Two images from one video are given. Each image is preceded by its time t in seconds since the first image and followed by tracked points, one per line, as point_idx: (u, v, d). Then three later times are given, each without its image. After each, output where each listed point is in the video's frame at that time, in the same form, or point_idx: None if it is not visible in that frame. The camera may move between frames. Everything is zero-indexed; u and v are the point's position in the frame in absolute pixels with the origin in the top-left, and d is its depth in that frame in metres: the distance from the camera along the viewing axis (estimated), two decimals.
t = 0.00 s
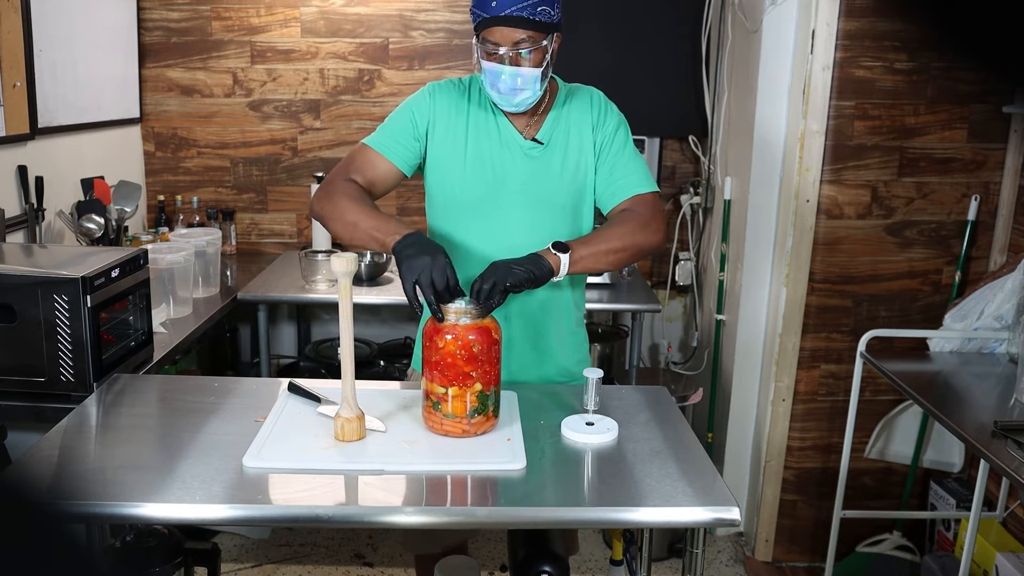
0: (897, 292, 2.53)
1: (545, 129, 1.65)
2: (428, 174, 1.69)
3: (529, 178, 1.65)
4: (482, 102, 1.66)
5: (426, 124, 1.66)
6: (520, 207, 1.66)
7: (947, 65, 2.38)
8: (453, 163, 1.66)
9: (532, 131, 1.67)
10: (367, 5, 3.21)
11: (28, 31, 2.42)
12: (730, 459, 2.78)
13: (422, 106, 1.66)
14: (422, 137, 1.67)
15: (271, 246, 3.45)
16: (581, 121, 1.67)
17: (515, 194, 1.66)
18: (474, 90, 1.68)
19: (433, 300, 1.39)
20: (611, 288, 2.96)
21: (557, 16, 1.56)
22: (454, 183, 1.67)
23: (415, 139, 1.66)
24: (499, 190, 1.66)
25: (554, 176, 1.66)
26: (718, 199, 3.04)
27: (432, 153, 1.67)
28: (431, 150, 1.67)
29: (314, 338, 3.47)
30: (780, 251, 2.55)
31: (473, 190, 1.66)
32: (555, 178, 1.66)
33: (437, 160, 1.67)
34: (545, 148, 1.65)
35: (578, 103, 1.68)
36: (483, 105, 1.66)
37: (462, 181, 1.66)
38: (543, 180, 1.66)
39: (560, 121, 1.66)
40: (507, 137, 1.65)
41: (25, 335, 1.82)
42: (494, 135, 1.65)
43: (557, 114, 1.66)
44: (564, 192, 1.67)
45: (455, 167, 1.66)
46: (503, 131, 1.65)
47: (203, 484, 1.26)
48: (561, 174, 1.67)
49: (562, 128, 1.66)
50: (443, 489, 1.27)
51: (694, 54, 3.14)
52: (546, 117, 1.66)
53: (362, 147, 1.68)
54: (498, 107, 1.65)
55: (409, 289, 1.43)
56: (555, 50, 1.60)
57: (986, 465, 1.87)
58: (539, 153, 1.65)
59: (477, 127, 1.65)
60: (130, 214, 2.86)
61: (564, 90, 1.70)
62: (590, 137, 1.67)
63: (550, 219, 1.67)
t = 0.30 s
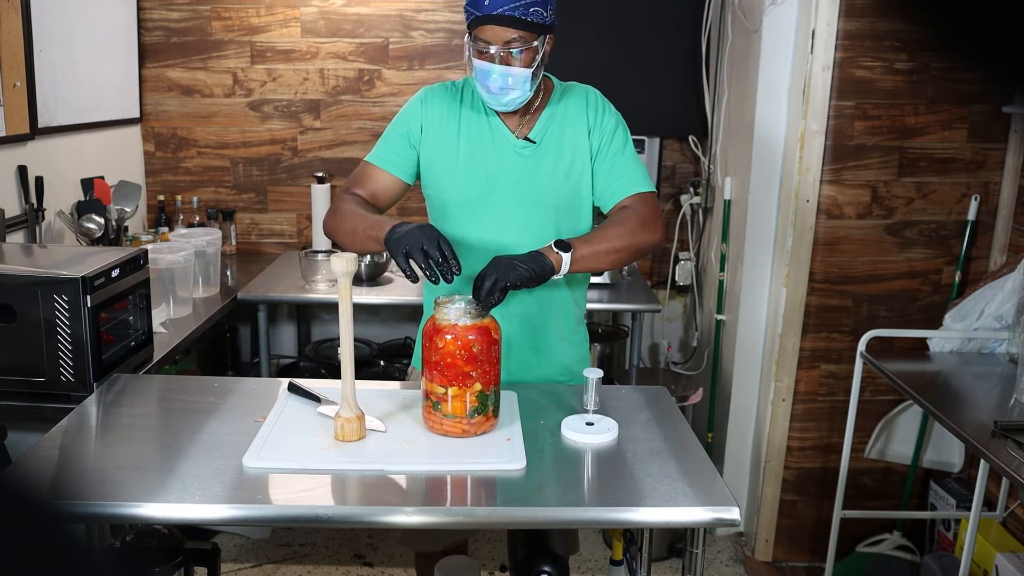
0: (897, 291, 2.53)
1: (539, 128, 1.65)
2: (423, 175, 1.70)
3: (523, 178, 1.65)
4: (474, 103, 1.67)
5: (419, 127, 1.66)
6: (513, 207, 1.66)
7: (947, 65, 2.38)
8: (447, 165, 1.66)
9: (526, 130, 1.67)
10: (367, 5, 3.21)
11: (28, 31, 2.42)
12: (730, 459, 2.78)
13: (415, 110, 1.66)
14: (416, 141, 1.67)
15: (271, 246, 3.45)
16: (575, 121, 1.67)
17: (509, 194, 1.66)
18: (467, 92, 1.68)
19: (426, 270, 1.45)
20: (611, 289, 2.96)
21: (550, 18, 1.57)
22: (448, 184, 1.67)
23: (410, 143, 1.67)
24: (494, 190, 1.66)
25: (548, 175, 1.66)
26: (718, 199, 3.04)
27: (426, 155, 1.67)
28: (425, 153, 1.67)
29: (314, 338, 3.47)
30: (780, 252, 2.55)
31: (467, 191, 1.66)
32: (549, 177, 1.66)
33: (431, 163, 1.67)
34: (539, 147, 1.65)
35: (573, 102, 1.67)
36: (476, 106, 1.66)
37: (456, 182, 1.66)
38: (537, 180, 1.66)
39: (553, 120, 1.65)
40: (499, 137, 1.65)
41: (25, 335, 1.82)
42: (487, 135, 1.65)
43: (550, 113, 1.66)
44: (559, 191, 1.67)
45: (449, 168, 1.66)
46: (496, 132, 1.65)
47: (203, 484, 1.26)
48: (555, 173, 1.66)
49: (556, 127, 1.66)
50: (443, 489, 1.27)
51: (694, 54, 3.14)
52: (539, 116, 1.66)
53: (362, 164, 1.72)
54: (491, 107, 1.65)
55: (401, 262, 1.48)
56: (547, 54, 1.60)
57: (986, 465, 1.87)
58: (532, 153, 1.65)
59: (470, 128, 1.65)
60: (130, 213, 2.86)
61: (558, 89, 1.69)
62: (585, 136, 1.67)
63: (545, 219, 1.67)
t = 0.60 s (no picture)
0: (897, 291, 2.53)
1: (539, 129, 1.64)
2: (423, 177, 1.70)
3: (523, 178, 1.65)
4: (475, 105, 1.66)
5: (420, 129, 1.66)
6: (514, 208, 1.66)
7: (947, 65, 2.38)
8: (448, 166, 1.66)
9: (526, 130, 1.66)
10: (367, 5, 3.21)
11: (28, 31, 2.42)
12: (730, 459, 2.78)
13: (416, 112, 1.66)
14: (417, 143, 1.67)
15: (271, 246, 3.45)
16: (575, 121, 1.67)
17: (509, 195, 1.66)
18: (468, 93, 1.68)
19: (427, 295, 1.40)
20: (611, 289, 2.96)
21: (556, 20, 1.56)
22: (448, 185, 1.67)
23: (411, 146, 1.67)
24: (494, 191, 1.66)
25: (548, 176, 1.66)
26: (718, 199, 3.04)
27: (427, 157, 1.67)
28: (425, 154, 1.67)
29: (314, 339, 3.47)
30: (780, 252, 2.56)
31: (468, 191, 1.67)
32: (549, 177, 1.66)
33: (432, 164, 1.67)
34: (539, 147, 1.65)
35: (573, 102, 1.67)
36: (477, 107, 1.66)
37: (457, 183, 1.66)
38: (537, 180, 1.66)
39: (554, 120, 1.65)
40: (500, 138, 1.65)
41: (25, 335, 1.82)
42: (488, 136, 1.65)
43: (551, 113, 1.66)
44: (559, 191, 1.67)
45: (450, 169, 1.66)
46: (496, 133, 1.65)
47: (203, 484, 1.26)
48: (556, 173, 1.66)
49: (557, 128, 1.66)
50: (443, 489, 1.27)
51: (694, 55, 3.14)
52: (540, 117, 1.66)
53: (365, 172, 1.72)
54: (491, 108, 1.65)
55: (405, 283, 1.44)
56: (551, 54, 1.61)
57: (986, 465, 1.87)
58: (533, 153, 1.64)
59: (470, 129, 1.65)
60: (130, 214, 2.86)
61: (559, 89, 1.69)
62: (585, 136, 1.67)
63: (545, 219, 1.67)
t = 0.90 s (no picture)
0: (897, 291, 2.53)
1: (544, 129, 1.65)
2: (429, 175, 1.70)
3: (527, 178, 1.65)
4: (482, 104, 1.67)
5: (427, 127, 1.67)
6: (517, 207, 1.66)
7: (947, 65, 2.38)
8: (453, 164, 1.66)
9: (531, 131, 1.66)
10: (367, 5, 3.21)
11: (28, 31, 2.42)
12: (729, 459, 2.78)
13: (424, 110, 1.67)
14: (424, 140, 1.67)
15: (271, 246, 3.45)
16: (581, 121, 1.67)
17: (513, 194, 1.66)
18: (475, 93, 1.69)
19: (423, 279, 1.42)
20: (611, 289, 2.96)
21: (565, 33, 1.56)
22: (453, 183, 1.67)
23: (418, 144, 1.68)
24: (498, 190, 1.66)
25: (552, 175, 1.66)
26: (718, 199, 3.04)
27: (433, 155, 1.67)
28: (432, 152, 1.67)
29: (314, 339, 3.48)
30: (780, 252, 2.56)
31: (472, 190, 1.67)
32: (553, 177, 1.66)
33: (438, 162, 1.67)
34: (544, 148, 1.65)
35: (579, 103, 1.68)
36: (483, 106, 1.67)
37: (462, 181, 1.67)
38: (541, 180, 1.66)
39: (559, 120, 1.66)
40: (505, 137, 1.65)
41: (25, 335, 1.82)
42: (493, 135, 1.65)
43: (557, 114, 1.66)
44: (562, 191, 1.67)
45: (454, 168, 1.66)
46: (501, 132, 1.65)
47: (203, 484, 1.26)
48: (560, 174, 1.66)
49: (562, 129, 1.66)
50: (443, 489, 1.27)
51: (694, 55, 3.14)
52: (546, 117, 1.66)
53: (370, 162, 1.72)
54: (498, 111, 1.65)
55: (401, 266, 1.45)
56: (558, 67, 1.61)
57: (986, 465, 1.87)
58: (537, 153, 1.65)
59: (475, 128, 1.66)
60: (130, 214, 2.86)
61: (565, 90, 1.69)
62: (590, 137, 1.67)
63: (548, 219, 1.67)
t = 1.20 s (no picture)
0: (897, 291, 2.53)
1: (550, 128, 1.65)
2: (435, 173, 1.70)
3: (532, 177, 1.66)
4: (489, 102, 1.68)
5: (434, 124, 1.67)
6: (522, 206, 1.67)
7: (947, 65, 2.38)
8: (459, 162, 1.66)
9: (537, 130, 1.66)
10: (367, 5, 3.21)
11: (28, 31, 2.42)
12: (729, 459, 2.78)
13: (431, 108, 1.67)
14: (430, 138, 1.68)
15: (271, 246, 3.45)
16: (585, 121, 1.67)
17: (518, 193, 1.66)
18: (482, 92, 1.69)
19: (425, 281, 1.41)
20: (611, 289, 2.96)
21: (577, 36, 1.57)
22: (459, 182, 1.68)
23: (425, 142, 1.68)
24: (502, 188, 1.66)
25: (557, 175, 1.66)
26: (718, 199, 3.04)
27: (439, 153, 1.67)
28: (438, 150, 1.68)
29: (314, 339, 3.48)
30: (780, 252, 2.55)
31: (477, 188, 1.67)
32: (557, 177, 1.66)
33: (444, 160, 1.67)
34: (549, 147, 1.65)
35: (584, 103, 1.68)
36: (490, 105, 1.67)
37: (467, 179, 1.67)
38: (546, 179, 1.66)
39: (564, 120, 1.66)
40: (511, 136, 1.65)
41: (25, 335, 1.82)
42: (499, 133, 1.66)
43: (562, 114, 1.66)
44: (567, 190, 1.67)
45: (460, 165, 1.67)
46: (507, 131, 1.65)
47: (203, 484, 1.26)
48: (564, 173, 1.67)
49: (567, 128, 1.66)
50: (443, 489, 1.27)
51: (694, 55, 3.14)
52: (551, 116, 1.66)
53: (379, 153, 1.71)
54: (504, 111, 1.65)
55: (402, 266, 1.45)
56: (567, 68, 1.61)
57: (986, 465, 1.87)
58: (543, 152, 1.65)
59: (481, 127, 1.66)
60: (129, 214, 2.86)
61: (571, 91, 1.70)
62: (594, 137, 1.67)
63: (553, 218, 1.68)
